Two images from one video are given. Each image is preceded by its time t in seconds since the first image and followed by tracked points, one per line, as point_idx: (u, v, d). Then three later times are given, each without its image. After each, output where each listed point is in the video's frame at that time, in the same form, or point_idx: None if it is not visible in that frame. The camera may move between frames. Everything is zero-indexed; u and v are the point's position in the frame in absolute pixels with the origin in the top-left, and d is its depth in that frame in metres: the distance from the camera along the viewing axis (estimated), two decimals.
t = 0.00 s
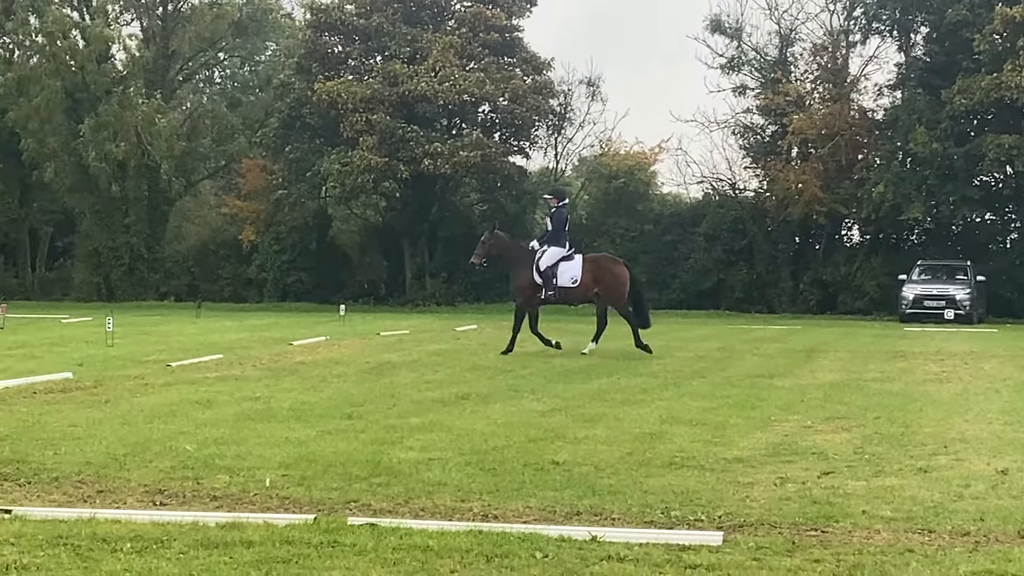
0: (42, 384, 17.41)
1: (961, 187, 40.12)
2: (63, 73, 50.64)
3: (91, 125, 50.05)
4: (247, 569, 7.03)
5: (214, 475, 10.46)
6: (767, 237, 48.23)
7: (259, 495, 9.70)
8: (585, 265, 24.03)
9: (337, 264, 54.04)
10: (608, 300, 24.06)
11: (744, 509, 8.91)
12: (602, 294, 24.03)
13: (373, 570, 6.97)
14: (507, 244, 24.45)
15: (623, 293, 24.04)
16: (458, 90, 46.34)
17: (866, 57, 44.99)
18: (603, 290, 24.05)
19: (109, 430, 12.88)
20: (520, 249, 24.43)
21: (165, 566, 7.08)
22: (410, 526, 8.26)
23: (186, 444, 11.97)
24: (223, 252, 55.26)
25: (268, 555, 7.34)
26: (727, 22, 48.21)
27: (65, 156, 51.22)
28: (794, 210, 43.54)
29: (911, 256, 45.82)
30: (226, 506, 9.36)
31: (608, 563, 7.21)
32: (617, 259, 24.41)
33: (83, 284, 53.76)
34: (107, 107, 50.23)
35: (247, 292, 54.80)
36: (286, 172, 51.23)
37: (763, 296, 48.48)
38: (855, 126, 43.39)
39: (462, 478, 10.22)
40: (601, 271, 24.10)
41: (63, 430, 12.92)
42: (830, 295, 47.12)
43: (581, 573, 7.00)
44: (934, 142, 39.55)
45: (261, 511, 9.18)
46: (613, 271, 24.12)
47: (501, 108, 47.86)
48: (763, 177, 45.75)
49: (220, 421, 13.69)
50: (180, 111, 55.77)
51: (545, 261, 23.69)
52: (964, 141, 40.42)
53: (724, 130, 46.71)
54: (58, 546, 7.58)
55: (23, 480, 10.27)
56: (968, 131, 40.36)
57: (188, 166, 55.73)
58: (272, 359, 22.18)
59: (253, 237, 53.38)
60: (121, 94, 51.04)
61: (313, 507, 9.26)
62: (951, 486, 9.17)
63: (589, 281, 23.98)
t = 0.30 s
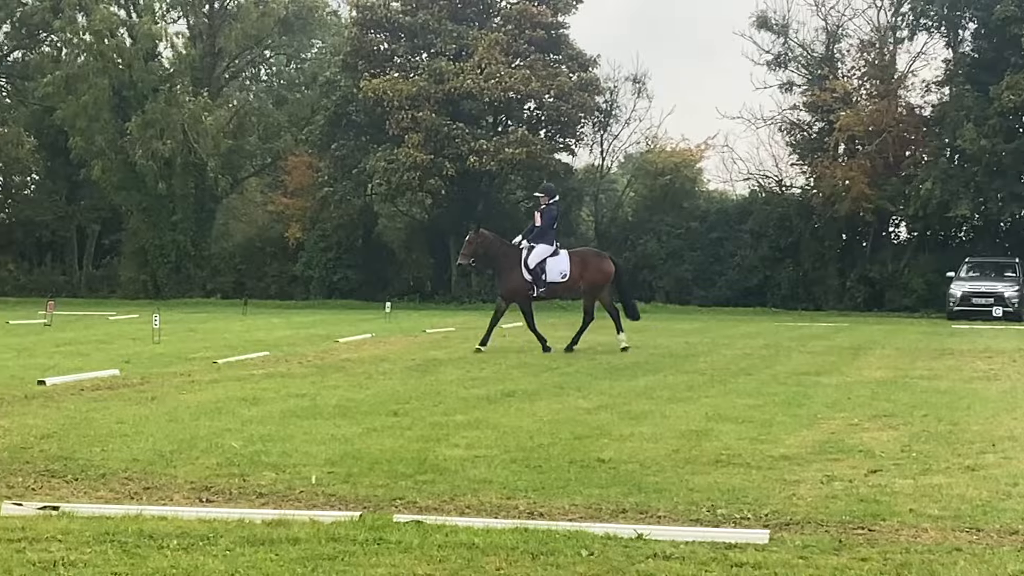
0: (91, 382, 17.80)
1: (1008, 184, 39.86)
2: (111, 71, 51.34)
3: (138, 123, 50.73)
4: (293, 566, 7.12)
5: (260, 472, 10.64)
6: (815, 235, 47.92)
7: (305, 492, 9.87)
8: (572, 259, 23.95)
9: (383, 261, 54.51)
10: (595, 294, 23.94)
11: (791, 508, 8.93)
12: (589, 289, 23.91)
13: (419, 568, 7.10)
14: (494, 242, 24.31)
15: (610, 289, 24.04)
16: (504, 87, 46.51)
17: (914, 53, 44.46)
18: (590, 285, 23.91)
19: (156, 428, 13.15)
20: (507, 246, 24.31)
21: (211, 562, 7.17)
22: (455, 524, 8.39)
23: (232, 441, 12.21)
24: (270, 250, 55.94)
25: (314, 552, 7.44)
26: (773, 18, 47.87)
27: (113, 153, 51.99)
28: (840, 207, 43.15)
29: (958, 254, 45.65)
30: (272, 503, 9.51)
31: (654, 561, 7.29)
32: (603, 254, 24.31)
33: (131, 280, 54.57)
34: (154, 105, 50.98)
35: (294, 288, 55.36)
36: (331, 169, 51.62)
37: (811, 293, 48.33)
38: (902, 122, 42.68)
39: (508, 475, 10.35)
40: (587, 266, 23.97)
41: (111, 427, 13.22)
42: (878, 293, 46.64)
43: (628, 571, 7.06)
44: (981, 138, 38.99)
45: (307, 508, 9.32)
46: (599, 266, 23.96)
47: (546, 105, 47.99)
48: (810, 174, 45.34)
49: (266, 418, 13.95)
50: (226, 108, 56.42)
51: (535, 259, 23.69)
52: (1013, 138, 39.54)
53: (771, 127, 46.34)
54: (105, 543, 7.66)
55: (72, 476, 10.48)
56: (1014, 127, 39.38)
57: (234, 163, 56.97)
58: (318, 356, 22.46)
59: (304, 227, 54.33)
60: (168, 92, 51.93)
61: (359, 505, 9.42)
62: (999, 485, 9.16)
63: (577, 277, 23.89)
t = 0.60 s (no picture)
0: (134, 379, 18.18)
1: None
2: (153, 70, 52.36)
3: (180, 122, 51.55)
4: (335, 563, 7.25)
5: (303, 470, 10.85)
6: (857, 233, 47.62)
7: (347, 489, 10.05)
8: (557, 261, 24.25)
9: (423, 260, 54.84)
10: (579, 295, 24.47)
11: (833, 506, 8.98)
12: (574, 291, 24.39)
13: (461, 566, 7.24)
14: (480, 242, 24.22)
15: (594, 288, 24.73)
16: (544, 86, 46.66)
17: (957, 51, 43.93)
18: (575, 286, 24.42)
19: (199, 425, 13.44)
20: (493, 247, 24.23)
21: (253, 559, 7.31)
22: (497, 522, 8.53)
23: (275, 439, 12.46)
24: (311, 248, 56.27)
25: (355, 550, 7.59)
26: (815, 16, 47.51)
27: (155, 152, 52.73)
28: (883, 204, 42.86)
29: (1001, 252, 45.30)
30: (314, 501, 9.70)
31: (695, 559, 7.38)
32: (583, 253, 24.92)
33: (174, 279, 55.32)
34: (196, 104, 51.68)
35: (335, 286, 55.84)
36: (373, 167, 52.01)
37: (853, 291, 47.92)
38: (945, 119, 42.10)
39: (550, 473, 10.48)
40: (571, 265, 24.48)
41: (155, 425, 13.52)
42: (921, 291, 46.29)
43: (670, 570, 7.15)
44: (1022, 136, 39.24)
45: (349, 505, 9.49)
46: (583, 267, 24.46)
47: (587, 104, 48.16)
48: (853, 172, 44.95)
49: (308, 416, 14.20)
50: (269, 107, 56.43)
51: (521, 260, 23.57)
52: None
53: (812, 125, 45.99)
54: (149, 539, 7.83)
55: (115, 474, 10.72)
56: None
57: (277, 161, 56.95)
58: (359, 354, 22.74)
59: (346, 226, 54.72)
60: (210, 91, 52.66)
61: (402, 502, 9.58)
62: None
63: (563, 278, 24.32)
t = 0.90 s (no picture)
0: (170, 378, 18.44)
1: None
2: (189, 70, 53.02)
3: (216, 122, 52.17)
4: (371, 563, 7.36)
5: (337, 469, 11.03)
6: (893, 233, 47.21)
7: (382, 489, 10.21)
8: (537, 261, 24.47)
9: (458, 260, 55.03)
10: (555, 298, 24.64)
11: (869, 507, 9.02)
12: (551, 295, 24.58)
13: (496, 566, 7.33)
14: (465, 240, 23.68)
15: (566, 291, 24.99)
16: (579, 85, 46.70)
17: (995, 49, 43.48)
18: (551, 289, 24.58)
19: (234, 425, 13.66)
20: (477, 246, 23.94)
21: (289, 558, 7.44)
22: (531, 522, 8.64)
23: (309, 438, 12.66)
24: (346, 247, 56.35)
25: (391, 549, 7.70)
26: (850, 15, 47.19)
27: (191, 151, 53.32)
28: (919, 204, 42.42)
29: None
30: (349, 500, 9.85)
31: (731, 560, 7.45)
32: (554, 256, 25.15)
33: (209, 278, 55.85)
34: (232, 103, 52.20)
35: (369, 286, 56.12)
36: (408, 167, 52.37)
37: (889, 291, 47.52)
38: (981, 118, 41.59)
39: (584, 473, 10.58)
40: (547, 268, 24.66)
41: (190, 424, 13.76)
42: (957, 291, 45.90)
43: (707, 570, 7.21)
44: None
45: (384, 505, 9.63)
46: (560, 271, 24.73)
47: (623, 103, 48.01)
48: (890, 171, 44.52)
49: (343, 415, 14.39)
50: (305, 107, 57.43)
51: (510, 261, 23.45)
52: None
53: (847, 125, 45.68)
54: (184, 538, 7.95)
55: (150, 473, 10.93)
56: None
57: (312, 161, 57.28)
58: (394, 354, 22.93)
59: (379, 225, 54.98)
60: (246, 91, 53.20)
61: (436, 502, 9.70)
62: None
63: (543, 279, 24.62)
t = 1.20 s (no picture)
0: (199, 379, 18.73)
1: None
2: (220, 71, 53.25)
3: (246, 122, 52.49)
4: (399, 563, 7.49)
5: (367, 470, 11.19)
6: (923, 234, 46.83)
7: (411, 490, 10.35)
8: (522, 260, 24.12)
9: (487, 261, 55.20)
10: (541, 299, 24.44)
11: (899, 509, 9.07)
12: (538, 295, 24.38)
13: (525, 567, 7.44)
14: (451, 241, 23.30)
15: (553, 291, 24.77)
16: (609, 86, 46.76)
17: None
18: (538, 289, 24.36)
19: (264, 425, 13.87)
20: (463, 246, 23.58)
21: (317, 559, 7.57)
22: (560, 523, 8.75)
23: (339, 438, 12.84)
24: (376, 248, 56.80)
25: (420, 550, 7.83)
26: (881, 15, 46.93)
27: (221, 152, 53.90)
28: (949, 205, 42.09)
29: None
30: (378, 501, 9.99)
31: (760, 561, 7.53)
32: (540, 256, 24.92)
33: (239, 279, 56.39)
34: (263, 104, 52.69)
35: (398, 287, 56.39)
36: (438, 168, 52.59)
37: (919, 293, 47.21)
38: (1013, 119, 41.07)
39: (613, 474, 10.67)
40: (535, 268, 24.43)
41: (220, 424, 14.00)
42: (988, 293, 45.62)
43: (735, 572, 7.30)
44: None
45: (414, 505, 9.76)
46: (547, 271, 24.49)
47: (652, 104, 48.13)
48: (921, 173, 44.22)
49: (372, 416, 14.58)
50: (334, 108, 57.81)
51: (497, 261, 23.17)
52: None
53: (877, 125, 45.43)
54: (214, 538, 8.10)
55: (179, 473, 11.12)
56: None
57: (342, 162, 57.65)
58: (423, 355, 23.11)
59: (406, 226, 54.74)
60: (276, 91, 53.66)
61: (465, 503, 9.82)
62: None
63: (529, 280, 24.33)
